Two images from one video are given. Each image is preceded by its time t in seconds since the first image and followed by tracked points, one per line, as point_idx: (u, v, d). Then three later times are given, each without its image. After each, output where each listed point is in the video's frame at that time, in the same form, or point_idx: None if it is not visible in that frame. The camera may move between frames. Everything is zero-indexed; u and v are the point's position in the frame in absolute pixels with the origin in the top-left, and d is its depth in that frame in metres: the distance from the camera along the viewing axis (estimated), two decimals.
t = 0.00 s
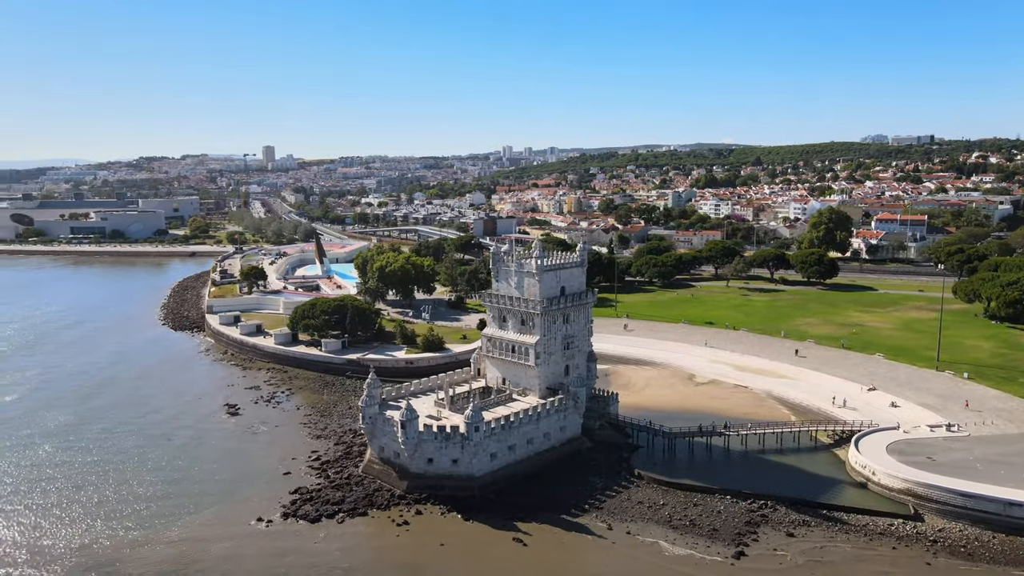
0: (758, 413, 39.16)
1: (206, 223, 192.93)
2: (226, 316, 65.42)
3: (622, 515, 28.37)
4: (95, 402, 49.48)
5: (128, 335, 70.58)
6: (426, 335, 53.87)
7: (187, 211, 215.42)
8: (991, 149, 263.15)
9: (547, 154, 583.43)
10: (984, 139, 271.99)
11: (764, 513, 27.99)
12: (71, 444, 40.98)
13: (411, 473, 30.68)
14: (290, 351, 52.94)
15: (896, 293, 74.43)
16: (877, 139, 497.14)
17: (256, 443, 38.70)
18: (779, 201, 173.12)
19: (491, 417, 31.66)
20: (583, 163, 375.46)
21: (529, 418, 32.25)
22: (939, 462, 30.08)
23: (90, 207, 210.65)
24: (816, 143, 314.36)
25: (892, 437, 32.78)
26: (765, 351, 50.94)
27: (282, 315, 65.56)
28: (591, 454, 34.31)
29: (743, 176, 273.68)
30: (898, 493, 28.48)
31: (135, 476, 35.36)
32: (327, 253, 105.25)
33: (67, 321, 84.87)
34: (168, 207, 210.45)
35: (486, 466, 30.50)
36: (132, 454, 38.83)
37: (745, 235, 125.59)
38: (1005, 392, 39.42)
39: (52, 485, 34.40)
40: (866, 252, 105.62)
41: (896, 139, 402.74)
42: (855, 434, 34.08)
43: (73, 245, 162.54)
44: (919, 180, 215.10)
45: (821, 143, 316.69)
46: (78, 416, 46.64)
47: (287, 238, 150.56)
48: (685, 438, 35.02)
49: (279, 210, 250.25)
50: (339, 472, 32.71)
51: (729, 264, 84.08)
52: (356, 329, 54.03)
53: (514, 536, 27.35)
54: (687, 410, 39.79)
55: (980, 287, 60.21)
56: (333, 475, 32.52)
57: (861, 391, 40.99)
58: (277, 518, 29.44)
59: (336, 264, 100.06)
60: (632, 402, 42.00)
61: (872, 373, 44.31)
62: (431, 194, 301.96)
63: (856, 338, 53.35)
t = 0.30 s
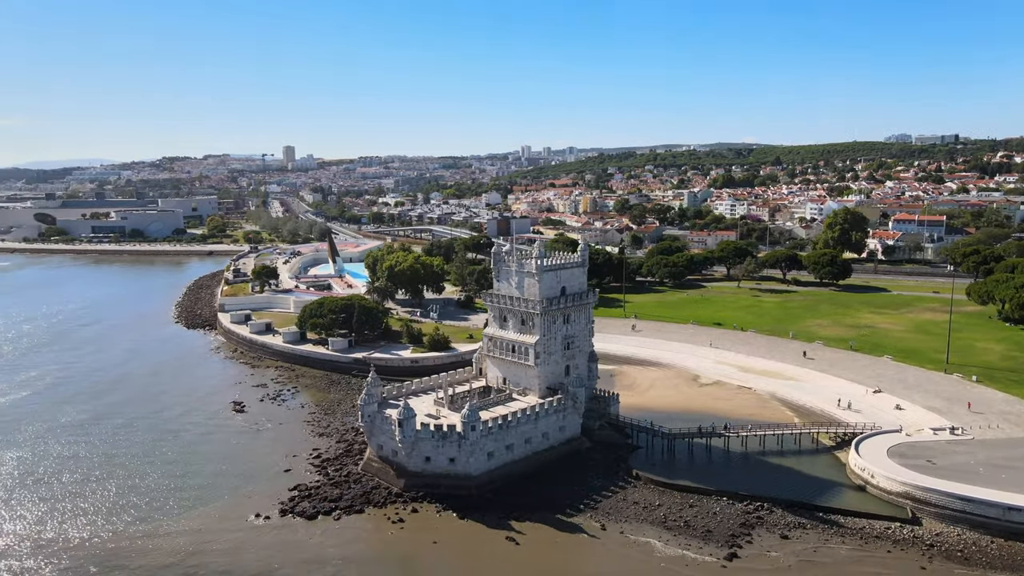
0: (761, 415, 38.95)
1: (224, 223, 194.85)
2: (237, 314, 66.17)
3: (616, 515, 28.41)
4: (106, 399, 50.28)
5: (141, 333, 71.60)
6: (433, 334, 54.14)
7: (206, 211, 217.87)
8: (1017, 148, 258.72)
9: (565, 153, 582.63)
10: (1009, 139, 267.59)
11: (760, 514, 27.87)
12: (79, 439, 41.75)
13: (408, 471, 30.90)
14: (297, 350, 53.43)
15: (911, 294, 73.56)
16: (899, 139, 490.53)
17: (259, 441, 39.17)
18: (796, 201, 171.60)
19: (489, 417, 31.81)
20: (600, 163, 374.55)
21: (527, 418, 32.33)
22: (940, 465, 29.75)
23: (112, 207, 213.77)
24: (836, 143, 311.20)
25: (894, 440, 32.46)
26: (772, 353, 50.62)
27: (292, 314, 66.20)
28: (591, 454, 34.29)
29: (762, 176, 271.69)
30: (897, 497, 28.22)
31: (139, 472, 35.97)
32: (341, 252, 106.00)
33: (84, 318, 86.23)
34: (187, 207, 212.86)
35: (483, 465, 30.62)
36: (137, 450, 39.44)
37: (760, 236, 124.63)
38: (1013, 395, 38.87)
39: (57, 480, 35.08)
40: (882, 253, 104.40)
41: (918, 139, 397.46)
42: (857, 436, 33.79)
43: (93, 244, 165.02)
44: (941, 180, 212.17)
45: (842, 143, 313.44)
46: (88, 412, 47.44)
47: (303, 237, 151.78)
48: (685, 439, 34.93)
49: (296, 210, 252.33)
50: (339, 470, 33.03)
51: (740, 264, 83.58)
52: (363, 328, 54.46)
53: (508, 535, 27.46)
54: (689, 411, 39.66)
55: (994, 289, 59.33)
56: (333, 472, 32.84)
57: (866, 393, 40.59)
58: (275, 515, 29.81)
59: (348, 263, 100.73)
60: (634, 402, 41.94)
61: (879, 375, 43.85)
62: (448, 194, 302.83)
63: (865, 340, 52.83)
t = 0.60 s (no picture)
0: (764, 417, 38.71)
1: (242, 222, 196.84)
2: (249, 313, 66.92)
3: (612, 515, 28.43)
4: (118, 396, 51.10)
5: (156, 331, 72.63)
6: (440, 333, 54.40)
7: (226, 211, 220.35)
8: None
9: (584, 153, 581.48)
10: None
11: (756, 517, 27.74)
12: (89, 436, 42.51)
13: (407, 469, 31.13)
14: (306, 348, 53.96)
15: (926, 295, 72.65)
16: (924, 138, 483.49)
17: (263, 439, 39.63)
18: (814, 201, 170.03)
19: (487, 416, 31.96)
20: (619, 163, 373.50)
21: (526, 417, 32.44)
22: (941, 468, 29.42)
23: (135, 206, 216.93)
24: (859, 143, 307.66)
25: (895, 443, 32.18)
26: (779, 354, 50.29)
27: (303, 313, 66.84)
28: (590, 454, 34.31)
29: (782, 176, 269.45)
30: (896, 500, 27.95)
31: (144, 469, 36.56)
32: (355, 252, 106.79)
33: (102, 316, 87.60)
34: (207, 207, 215.25)
35: (481, 464, 30.79)
36: (144, 446, 40.09)
37: (776, 236, 123.58)
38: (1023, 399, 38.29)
39: (65, 476, 35.76)
40: (900, 254, 103.14)
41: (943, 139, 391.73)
42: (859, 439, 33.50)
43: (115, 243, 167.55)
44: (965, 180, 209.06)
45: (865, 143, 309.83)
46: (100, 409, 48.26)
47: (319, 237, 153.02)
48: (686, 440, 34.85)
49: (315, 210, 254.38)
50: (339, 467, 33.37)
51: (753, 265, 83.00)
52: (371, 327, 54.83)
53: (503, 534, 27.60)
54: (692, 412, 39.53)
55: (1009, 291, 58.44)
56: (333, 470, 33.17)
57: (872, 395, 40.19)
58: (274, 511, 30.14)
59: (362, 263, 101.45)
60: (637, 402, 41.90)
61: (887, 377, 43.40)
62: (466, 194, 303.63)
63: (875, 342, 52.30)
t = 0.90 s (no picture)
0: (765, 418, 38.54)
1: (260, 223, 198.81)
2: (259, 312, 67.66)
3: (606, 515, 28.50)
4: (129, 393, 51.98)
5: (170, 329, 73.63)
6: (446, 333, 54.64)
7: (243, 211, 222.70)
8: None
9: (603, 154, 580.24)
10: None
11: (751, 518, 27.65)
12: (97, 432, 43.26)
13: (404, 467, 31.38)
14: (314, 347, 54.47)
15: (940, 297, 71.80)
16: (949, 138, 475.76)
17: (267, 436, 40.11)
18: (831, 202, 168.58)
19: (485, 415, 32.14)
20: (637, 164, 372.36)
21: (523, 417, 32.58)
22: (940, 471, 29.15)
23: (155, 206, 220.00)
24: (880, 143, 304.16)
25: (896, 446, 31.93)
26: (785, 356, 50.01)
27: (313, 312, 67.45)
28: (589, 454, 34.37)
29: (801, 176, 267.25)
30: (893, 503, 27.75)
31: (148, 465, 37.17)
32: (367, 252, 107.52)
33: (118, 314, 88.94)
34: (225, 207, 217.65)
35: (478, 463, 31.00)
36: (150, 443, 40.74)
37: (791, 237, 122.59)
38: None
39: (71, 472, 36.48)
40: (916, 256, 102.10)
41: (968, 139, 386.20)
42: (860, 441, 33.27)
43: (135, 243, 169.94)
44: (988, 180, 206.06)
45: (886, 143, 306.29)
46: (109, 405, 49.04)
47: (334, 237, 154.18)
48: (685, 441, 34.81)
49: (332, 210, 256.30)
50: (339, 465, 33.70)
51: (765, 266, 82.45)
52: (378, 326, 55.21)
53: (496, 533, 27.81)
54: (693, 413, 39.45)
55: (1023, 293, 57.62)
56: (333, 467, 33.51)
57: (877, 398, 39.83)
58: (272, 507, 30.53)
59: (374, 263, 102.07)
60: (639, 403, 41.87)
61: (893, 379, 42.97)
62: (483, 194, 304.39)
63: (883, 344, 51.80)
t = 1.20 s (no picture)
0: (767, 421, 38.32)
1: (277, 223, 200.64)
2: (270, 311, 68.36)
3: (600, 515, 28.54)
4: (138, 390, 52.73)
5: (182, 327, 74.62)
6: (452, 333, 54.89)
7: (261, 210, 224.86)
8: None
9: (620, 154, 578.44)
10: None
11: (746, 520, 27.57)
12: (105, 428, 43.95)
13: (402, 465, 31.61)
14: (322, 346, 54.94)
15: (954, 300, 70.85)
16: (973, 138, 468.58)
17: (270, 434, 40.58)
18: (849, 203, 166.82)
19: (482, 415, 32.29)
20: (654, 164, 370.86)
21: (521, 417, 32.70)
22: (940, 475, 28.84)
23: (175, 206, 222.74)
24: (902, 144, 300.49)
25: (896, 449, 31.63)
26: (791, 357, 49.67)
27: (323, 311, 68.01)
28: (588, 455, 34.43)
29: (820, 177, 264.75)
30: (890, 507, 27.53)
31: (153, 460, 37.76)
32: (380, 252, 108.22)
33: (134, 312, 90.21)
34: (243, 207, 219.84)
35: (474, 462, 31.17)
36: (156, 439, 41.36)
37: (806, 238, 121.50)
38: None
39: (77, 467, 37.13)
40: (933, 257, 100.88)
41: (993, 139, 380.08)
42: (860, 444, 33.00)
43: (153, 242, 172.19)
44: (1011, 181, 202.74)
45: (908, 143, 302.51)
46: (119, 402, 49.81)
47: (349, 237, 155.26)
48: (684, 443, 34.75)
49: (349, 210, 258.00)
50: (338, 462, 34.04)
51: (776, 267, 81.88)
52: (385, 326, 55.57)
53: (490, 532, 27.96)
54: (694, 414, 39.36)
55: None
56: (332, 465, 33.85)
57: (881, 400, 39.45)
58: (270, 503, 30.87)
59: (386, 263, 102.68)
60: (641, 403, 41.84)
61: (899, 382, 42.54)
62: (499, 194, 304.71)
63: (892, 346, 51.26)
